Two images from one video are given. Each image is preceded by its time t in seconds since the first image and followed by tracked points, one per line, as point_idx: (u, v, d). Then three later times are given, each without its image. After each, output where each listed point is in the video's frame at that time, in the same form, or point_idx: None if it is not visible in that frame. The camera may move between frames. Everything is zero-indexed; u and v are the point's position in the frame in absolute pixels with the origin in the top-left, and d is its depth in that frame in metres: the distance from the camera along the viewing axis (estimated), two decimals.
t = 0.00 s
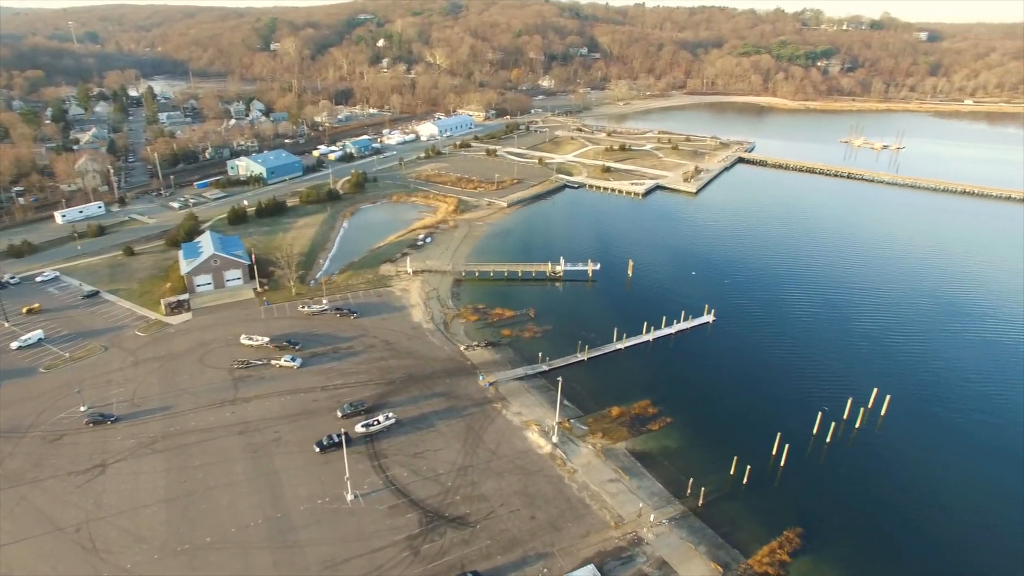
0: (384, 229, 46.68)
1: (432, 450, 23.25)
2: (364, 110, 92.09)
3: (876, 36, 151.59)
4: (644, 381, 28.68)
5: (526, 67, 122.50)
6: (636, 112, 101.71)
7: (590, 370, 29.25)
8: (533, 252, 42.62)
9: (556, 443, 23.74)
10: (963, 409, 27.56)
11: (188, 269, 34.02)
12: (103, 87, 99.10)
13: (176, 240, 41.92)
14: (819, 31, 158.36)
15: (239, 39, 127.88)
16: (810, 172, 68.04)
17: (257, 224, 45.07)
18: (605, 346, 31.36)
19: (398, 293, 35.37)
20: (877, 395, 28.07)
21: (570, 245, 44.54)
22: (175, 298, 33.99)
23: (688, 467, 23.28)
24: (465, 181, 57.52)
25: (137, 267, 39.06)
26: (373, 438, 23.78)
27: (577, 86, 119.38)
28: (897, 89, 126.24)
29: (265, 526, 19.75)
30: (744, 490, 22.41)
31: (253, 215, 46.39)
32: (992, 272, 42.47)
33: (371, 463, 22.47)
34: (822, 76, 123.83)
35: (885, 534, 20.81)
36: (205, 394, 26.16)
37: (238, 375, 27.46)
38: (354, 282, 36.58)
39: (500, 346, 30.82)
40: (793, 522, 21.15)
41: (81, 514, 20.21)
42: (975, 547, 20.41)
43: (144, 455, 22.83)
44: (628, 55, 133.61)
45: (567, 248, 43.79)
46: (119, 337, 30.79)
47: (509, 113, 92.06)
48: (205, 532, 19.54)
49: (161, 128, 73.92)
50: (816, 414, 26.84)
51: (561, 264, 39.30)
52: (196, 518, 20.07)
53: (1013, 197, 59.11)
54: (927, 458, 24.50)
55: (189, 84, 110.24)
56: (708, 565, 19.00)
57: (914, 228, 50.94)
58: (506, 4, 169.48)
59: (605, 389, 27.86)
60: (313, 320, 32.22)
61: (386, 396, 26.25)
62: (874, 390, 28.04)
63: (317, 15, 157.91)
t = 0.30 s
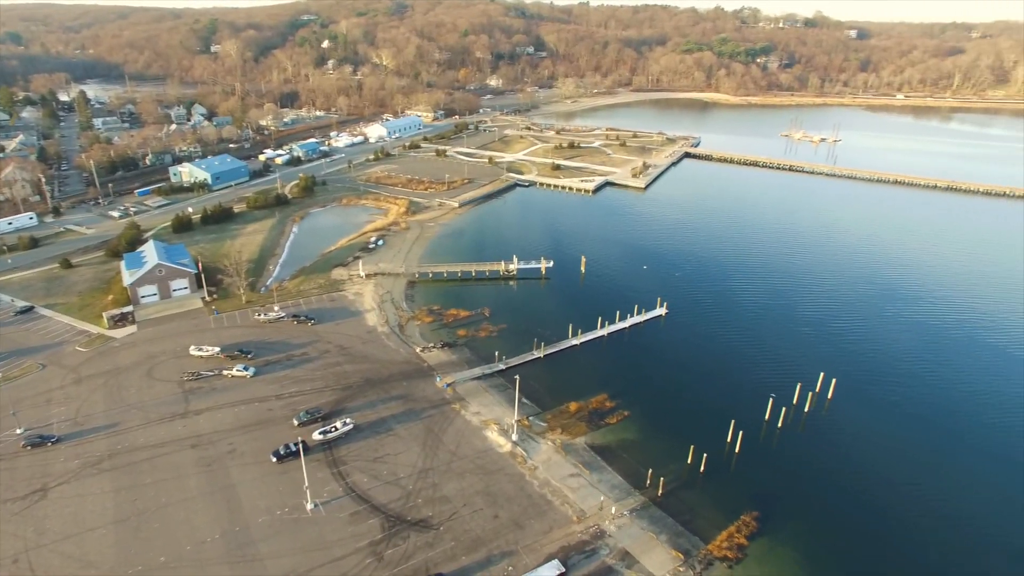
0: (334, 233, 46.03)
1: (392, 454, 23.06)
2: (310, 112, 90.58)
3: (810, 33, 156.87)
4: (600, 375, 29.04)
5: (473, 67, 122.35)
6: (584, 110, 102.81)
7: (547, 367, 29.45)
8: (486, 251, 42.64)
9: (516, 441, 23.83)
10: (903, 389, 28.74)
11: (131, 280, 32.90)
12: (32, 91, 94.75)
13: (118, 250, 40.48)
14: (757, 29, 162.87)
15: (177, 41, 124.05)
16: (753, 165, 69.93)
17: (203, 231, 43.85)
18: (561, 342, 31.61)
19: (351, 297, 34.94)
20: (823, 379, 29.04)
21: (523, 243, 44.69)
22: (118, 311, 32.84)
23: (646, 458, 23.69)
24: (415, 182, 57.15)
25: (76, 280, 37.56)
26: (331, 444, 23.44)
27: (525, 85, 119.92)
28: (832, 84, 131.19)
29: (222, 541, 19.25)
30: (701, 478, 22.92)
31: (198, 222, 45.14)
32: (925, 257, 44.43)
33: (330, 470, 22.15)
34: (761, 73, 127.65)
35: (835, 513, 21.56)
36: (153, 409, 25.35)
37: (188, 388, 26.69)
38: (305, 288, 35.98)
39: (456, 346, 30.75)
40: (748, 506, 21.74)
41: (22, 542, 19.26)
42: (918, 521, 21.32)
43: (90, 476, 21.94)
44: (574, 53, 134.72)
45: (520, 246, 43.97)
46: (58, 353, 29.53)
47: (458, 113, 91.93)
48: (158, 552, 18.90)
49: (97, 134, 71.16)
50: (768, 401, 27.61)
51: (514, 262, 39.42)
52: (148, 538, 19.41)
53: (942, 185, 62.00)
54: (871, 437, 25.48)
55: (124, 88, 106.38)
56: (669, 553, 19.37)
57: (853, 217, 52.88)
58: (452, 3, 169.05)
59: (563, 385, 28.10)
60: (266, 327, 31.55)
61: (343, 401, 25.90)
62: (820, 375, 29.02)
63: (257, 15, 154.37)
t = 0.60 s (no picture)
0: (288, 238, 45.26)
1: (355, 460, 22.80)
2: (260, 115, 88.81)
3: (754, 31, 160.74)
4: (562, 372, 29.26)
5: (425, 67, 121.65)
6: (537, 108, 103.29)
7: (509, 366, 29.53)
8: (443, 252, 42.49)
9: (480, 441, 23.83)
10: (854, 374, 29.73)
11: (76, 292, 31.76)
12: None
13: (61, 261, 39.02)
14: (703, 27, 166.14)
15: (117, 43, 119.96)
16: (704, 160, 71.28)
17: (151, 240, 42.58)
18: (521, 340, 31.75)
19: (308, 303, 34.42)
20: (778, 367, 29.83)
21: (481, 243, 44.68)
22: (63, 324, 31.66)
23: (610, 452, 23.97)
24: (370, 184, 56.58)
25: (16, 293, 36.03)
26: (292, 453, 23.06)
27: (478, 85, 119.85)
28: (776, 80, 134.82)
29: (182, 558, 18.72)
30: (664, 469, 23.29)
31: (146, 231, 43.82)
32: (870, 245, 46.05)
33: (292, 479, 21.79)
34: (710, 70, 130.29)
35: (795, 497, 22.14)
36: (104, 425, 24.51)
37: (141, 401, 25.91)
38: (261, 295, 35.29)
39: (417, 348, 30.58)
40: (710, 495, 22.18)
41: None
42: (871, 501, 22.06)
43: (38, 497, 21.05)
44: (526, 52, 134.96)
45: (477, 246, 43.96)
46: None
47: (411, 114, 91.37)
48: (114, 572, 18.26)
49: (34, 141, 68.33)
50: (726, 390, 28.27)
51: (472, 262, 39.40)
52: (103, 558, 18.72)
53: (882, 176, 64.33)
54: (825, 422, 26.29)
55: (62, 92, 102.37)
56: (635, 544, 19.64)
57: (800, 209, 54.43)
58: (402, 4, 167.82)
59: (525, 383, 28.21)
60: (221, 336, 30.85)
61: (303, 409, 25.50)
62: (776, 363, 29.80)
63: (202, 16, 150.47)
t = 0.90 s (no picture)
0: (252, 242, 44.56)
1: (326, 465, 22.56)
2: (219, 118, 87.13)
3: (713, 29, 163.27)
4: (531, 370, 29.35)
5: (387, 68, 120.70)
6: (501, 108, 103.41)
7: (479, 366, 29.51)
8: (410, 254, 42.27)
9: (452, 442, 23.77)
10: (818, 364, 30.36)
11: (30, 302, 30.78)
12: None
13: (13, 271, 37.74)
14: (663, 25, 168.14)
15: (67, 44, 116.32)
16: (666, 157, 72.17)
17: (109, 247, 41.47)
18: (490, 340, 31.75)
19: (274, 308, 33.93)
20: (745, 359, 30.33)
21: (447, 243, 44.54)
22: (16, 337, 30.65)
23: (582, 448, 24.15)
24: (334, 186, 55.96)
25: None
26: (261, 460, 22.70)
27: (441, 85, 119.42)
28: (735, 77, 137.14)
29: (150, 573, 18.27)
30: (635, 463, 23.53)
31: (104, 238, 42.66)
32: (829, 237, 47.12)
33: (262, 487, 21.45)
34: (670, 67, 132.04)
35: (764, 488, 22.48)
36: (64, 440, 23.79)
37: (102, 414, 25.22)
38: (225, 301, 34.65)
39: (386, 351, 30.38)
40: (681, 487, 22.46)
41: None
42: (837, 489, 22.49)
43: None
44: (489, 52, 134.81)
45: (444, 247, 43.83)
46: None
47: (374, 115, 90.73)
48: None
49: None
50: (694, 383, 28.70)
51: (439, 263, 39.28)
52: None
53: (838, 169, 65.92)
54: (791, 413, 26.77)
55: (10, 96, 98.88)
56: (609, 539, 19.81)
57: (761, 203, 55.44)
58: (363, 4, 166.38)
59: (495, 383, 28.22)
60: (185, 344, 30.20)
61: (272, 415, 25.12)
62: (742, 356, 30.29)
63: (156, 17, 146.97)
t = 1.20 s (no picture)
0: (211, 248, 43.63)
1: (293, 472, 22.23)
2: (172, 122, 85.03)
3: (669, 27, 165.55)
4: (498, 370, 29.40)
5: (346, 68, 119.32)
6: (461, 107, 103.25)
7: (445, 367, 29.43)
8: (372, 256, 41.90)
9: (421, 444, 23.67)
10: (778, 355, 31.00)
11: None
12: None
13: None
14: (620, 24, 169.74)
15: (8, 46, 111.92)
16: (626, 154, 72.95)
17: (59, 257, 40.10)
18: (456, 340, 31.71)
19: (235, 314, 33.30)
20: (708, 352, 30.81)
21: (411, 245, 44.28)
22: None
23: (551, 445, 24.27)
24: (294, 190, 55.14)
25: None
26: (226, 470, 22.25)
27: (400, 85, 118.62)
28: (692, 74, 139.18)
29: None
30: (604, 458, 23.75)
31: (53, 248, 41.26)
32: (785, 230, 48.23)
33: (228, 498, 21.03)
34: (629, 66, 133.44)
35: (730, 480, 22.83)
36: (16, 458, 22.92)
37: (56, 430, 24.38)
38: (184, 309, 33.87)
39: (351, 354, 30.08)
40: (650, 480, 22.73)
41: None
42: (798, 476, 23.04)
43: None
44: (448, 52, 134.24)
45: (407, 248, 43.58)
46: None
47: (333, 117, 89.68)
48: None
49: None
50: (658, 377, 29.10)
51: (403, 265, 39.06)
52: None
53: (793, 164, 67.42)
54: (751, 403, 27.41)
55: None
56: (581, 535, 19.95)
57: (718, 198, 56.40)
58: (319, 4, 164.23)
59: (462, 384, 28.16)
60: (144, 355, 29.42)
61: (236, 424, 24.66)
62: (705, 348, 30.78)
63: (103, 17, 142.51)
